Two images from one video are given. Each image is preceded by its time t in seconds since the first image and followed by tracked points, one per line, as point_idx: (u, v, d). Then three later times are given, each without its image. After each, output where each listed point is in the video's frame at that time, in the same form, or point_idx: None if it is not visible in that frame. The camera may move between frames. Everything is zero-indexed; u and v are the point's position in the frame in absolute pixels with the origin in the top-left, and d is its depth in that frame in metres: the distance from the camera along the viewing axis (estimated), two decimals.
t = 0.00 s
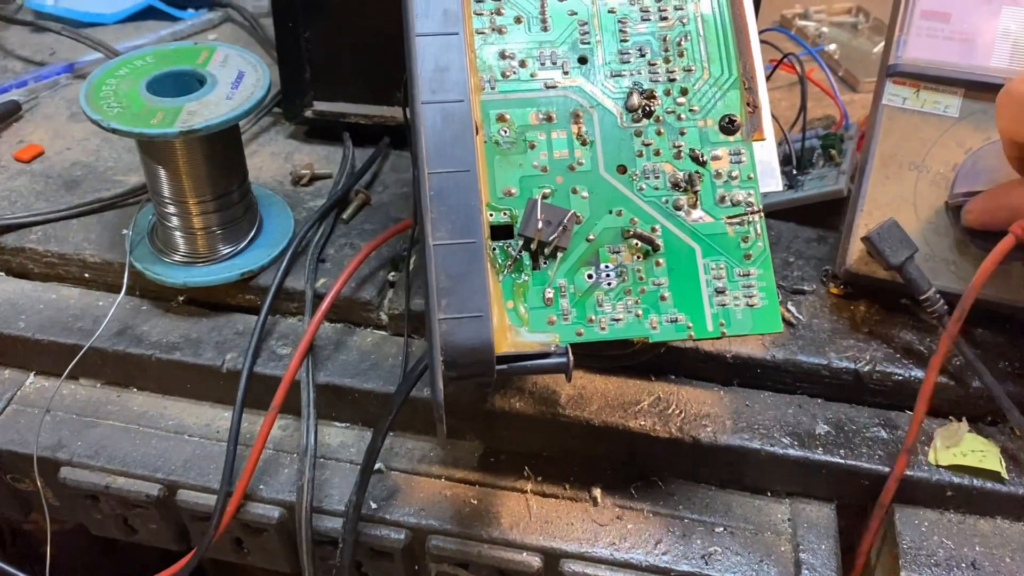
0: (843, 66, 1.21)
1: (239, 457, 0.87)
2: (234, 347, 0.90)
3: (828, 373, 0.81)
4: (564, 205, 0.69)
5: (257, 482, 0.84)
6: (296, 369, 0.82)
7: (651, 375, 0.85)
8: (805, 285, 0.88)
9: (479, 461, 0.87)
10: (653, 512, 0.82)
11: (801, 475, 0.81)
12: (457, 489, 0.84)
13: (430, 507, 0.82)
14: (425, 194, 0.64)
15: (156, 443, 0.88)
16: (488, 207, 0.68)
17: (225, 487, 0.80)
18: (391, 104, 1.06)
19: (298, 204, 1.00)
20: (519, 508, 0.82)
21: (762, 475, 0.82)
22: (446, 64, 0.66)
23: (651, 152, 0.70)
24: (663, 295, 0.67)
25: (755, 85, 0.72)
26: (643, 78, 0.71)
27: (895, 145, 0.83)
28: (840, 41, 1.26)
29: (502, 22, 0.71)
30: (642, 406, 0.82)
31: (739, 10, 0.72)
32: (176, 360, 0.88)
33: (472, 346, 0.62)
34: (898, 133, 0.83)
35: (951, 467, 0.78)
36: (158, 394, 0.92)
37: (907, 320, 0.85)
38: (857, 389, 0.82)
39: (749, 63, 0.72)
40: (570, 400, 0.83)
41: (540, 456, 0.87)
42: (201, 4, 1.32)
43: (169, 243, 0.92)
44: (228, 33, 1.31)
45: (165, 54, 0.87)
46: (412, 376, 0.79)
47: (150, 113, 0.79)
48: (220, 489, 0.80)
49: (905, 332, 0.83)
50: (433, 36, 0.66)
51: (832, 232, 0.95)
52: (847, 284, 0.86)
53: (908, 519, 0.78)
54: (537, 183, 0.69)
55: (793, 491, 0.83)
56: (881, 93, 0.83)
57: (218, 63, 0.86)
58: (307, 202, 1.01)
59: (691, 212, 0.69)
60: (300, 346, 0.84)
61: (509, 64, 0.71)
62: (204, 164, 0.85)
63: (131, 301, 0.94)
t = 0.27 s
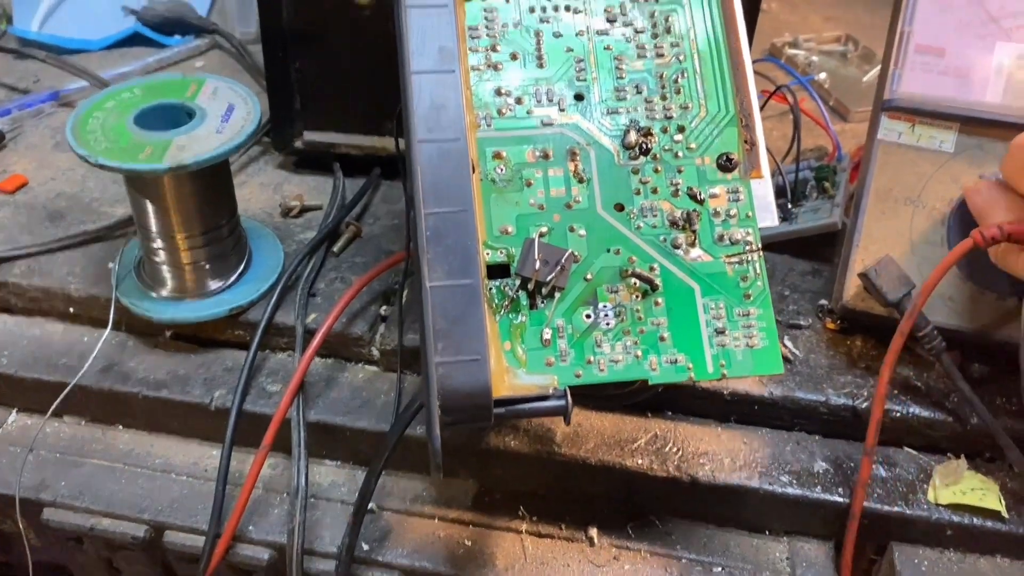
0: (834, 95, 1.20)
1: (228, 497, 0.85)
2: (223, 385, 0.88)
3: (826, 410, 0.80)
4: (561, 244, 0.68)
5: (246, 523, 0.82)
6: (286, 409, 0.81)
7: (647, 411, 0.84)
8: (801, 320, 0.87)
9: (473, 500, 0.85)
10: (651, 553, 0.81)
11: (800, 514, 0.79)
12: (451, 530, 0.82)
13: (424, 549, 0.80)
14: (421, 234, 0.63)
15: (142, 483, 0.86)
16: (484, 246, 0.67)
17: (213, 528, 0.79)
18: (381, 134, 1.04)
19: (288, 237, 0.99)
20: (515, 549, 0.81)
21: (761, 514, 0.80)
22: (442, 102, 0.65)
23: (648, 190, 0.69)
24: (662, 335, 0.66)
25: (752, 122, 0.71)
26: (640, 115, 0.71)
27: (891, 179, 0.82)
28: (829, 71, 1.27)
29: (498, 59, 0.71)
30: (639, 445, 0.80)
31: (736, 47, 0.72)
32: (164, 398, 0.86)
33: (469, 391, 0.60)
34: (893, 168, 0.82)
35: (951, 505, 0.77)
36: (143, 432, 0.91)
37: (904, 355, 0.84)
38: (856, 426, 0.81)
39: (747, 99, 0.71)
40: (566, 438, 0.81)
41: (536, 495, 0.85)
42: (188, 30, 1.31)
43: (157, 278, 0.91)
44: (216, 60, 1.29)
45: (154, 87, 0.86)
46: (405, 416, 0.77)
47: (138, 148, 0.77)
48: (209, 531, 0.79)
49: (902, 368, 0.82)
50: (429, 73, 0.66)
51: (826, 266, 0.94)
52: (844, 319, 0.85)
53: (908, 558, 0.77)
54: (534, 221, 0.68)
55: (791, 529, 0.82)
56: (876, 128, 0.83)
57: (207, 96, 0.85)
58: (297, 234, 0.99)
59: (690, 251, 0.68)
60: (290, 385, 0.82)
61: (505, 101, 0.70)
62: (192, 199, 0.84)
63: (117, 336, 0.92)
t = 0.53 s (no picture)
0: (807, 130, 1.21)
1: (204, 536, 0.84)
2: (199, 424, 0.88)
3: (798, 448, 0.81)
4: (534, 288, 0.69)
5: (221, 563, 0.82)
6: (263, 449, 0.81)
7: (622, 449, 0.84)
8: (773, 357, 0.88)
9: (449, 539, 0.85)
10: None
11: (773, 552, 0.80)
12: (427, 569, 0.82)
13: None
14: (395, 280, 0.64)
15: (116, 522, 0.85)
16: (459, 290, 0.68)
17: (188, 569, 0.78)
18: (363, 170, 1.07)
19: (265, 273, 0.99)
20: None
21: (734, 552, 0.81)
22: (417, 150, 0.66)
23: (620, 235, 0.71)
24: (635, 380, 0.67)
25: (722, 168, 0.72)
26: (612, 161, 0.72)
27: (860, 220, 0.84)
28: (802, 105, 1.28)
29: (473, 105, 0.72)
30: (614, 483, 0.81)
31: (706, 95, 0.73)
32: (139, 437, 0.86)
33: (443, 436, 0.61)
34: (862, 208, 0.84)
35: (920, 543, 0.78)
36: (119, 471, 0.90)
37: (874, 393, 0.85)
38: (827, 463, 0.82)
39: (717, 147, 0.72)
40: (541, 478, 0.81)
41: (511, 533, 0.85)
42: (167, 63, 1.31)
43: (134, 316, 0.91)
44: (195, 93, 1.30)
45: (131, 127, 0.86)
46: (381, 456, 0.77)
47: (115, 190, 0.78)
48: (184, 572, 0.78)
49: (872, 406, 0.84)
50: (404, 121, 0.67)
51: (798, 302, 0.95)
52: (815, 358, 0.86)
53: None
54: (508, 266, 0.69)
55: (764, 566, 0.83)
56: (846, 170, 0.84)
57: (185, 136, 0.86)
58: (274, 271, 1.00)
59: (662, 295, 0.69)
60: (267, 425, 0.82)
61: (479, 146, 0.71)
62: (170, 239, 0.84)
63: (92, 374, 0.92)
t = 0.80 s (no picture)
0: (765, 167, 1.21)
1: None
2: (144, 478, 0.85)
3: (751, 497, 0.81)
4: (477, 344, 0.67)
5: None
6: (206, 506, 0.78)
7: (577, 500, 0.82)
8: (727, 403, 0.87)
9: None
10: None
11: None
12: None
13: None
14: (332, 340, 0.62)
15: None
16: (400, 347, 0.66)
17: None
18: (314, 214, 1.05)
19: (214, 320, 0.98)
20: None
21: None
22: (356, 206, 0.65)
23: (566, 288, 0.70)
24: (579, 437, 0.66)
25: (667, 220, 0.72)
26: (557, 213, 0.71)
27: (812, 265, 0.82)
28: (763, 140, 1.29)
29: (416, 157, 0.71)
30: (567, 537, 0.79)
31: (651, 146, 0.73)
32: (81, 493, 0.83)
33: (380, 502, 0.60)
34: (812, 254, 0.82)
35: None
36: (63, 527, 0.87)
37: (829, 439, 0.84)
38: (780, 512, 0.82)
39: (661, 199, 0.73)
40: (492, 532, 0.79)
41: None
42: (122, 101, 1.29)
43: (77, 369, 0.88)
44: (150, 133, 1.28)
45: (73, 176, 0.84)
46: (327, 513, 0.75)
47: (53, 243, 0.76)
48: None
49: (827, 452, 0.83)
50: (343, 176, 0.66)
51: (754, 344, 0.95)
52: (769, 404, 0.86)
53: None
54: (451, 322, 0.68)
55: None
56: (796, 216, 0.83)
57: (128, 185, 0.84)
58: (224, 318, 0.98)
59: (607, 348, 0.68)
60: (211, 481, 0.80)
61: (422, 199, 0.70)
62: (113, 291, 0.82)
63: (35, 427, 0.89)
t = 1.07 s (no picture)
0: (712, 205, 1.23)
1: None
2: (84, 538, 0.84)
3: (692, 543, 0.81)
4: (408, 405, 0.67)
5: None
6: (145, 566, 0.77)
7: (521, 551, 0.80)
8: (669, 448, 0.88)
9: None
10: None
11: None
12: None
13: None
14: (259, 407, 0.62)
15: None
16: (329, 410, 0.66)
17: None
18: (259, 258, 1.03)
19: (158, 373, 0.97)
20: None
21: None
22: (284, 271, 0.66)
23: (497, 345, 0.70)
24: (511, 496, 0.66)
25: (598, 273, 0.74)
26: (488, 270, 0.72)
27: (747, 311, 0.84)
28: (710, 177, 1.31)
29: (346, 217, 0.71)
30: None
31: (581, 201, 0.75)
32: (20, 556, 0.82)
33: (307, 571, 0.59)
34: (748, 300, 0.84)
35: None
36: None
37: (769, 483, 0.85)
38: (721, 557, 0.82)
39: (592, 254, 0.74)
40: None
41: None
42: (73, 148, 1.28)
43: (18, 431, 0.87)
44: (99, 179, 1.27)
45: (11, 237, 0.84)
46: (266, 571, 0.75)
47: None
48: None
49: (767, 496, 0.84)
50: (271, 241, 0.66)
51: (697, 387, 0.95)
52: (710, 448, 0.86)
53: None
54: (381, 383, 0.68)
55: None
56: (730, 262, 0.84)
57: (66, 245, 0.84)
58: (168, 371, 0.97)
59: (538, 406, 0.69)
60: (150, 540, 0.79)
61: (352, 259, 0.70)
62: (54, 352, 0.81)
63: None
